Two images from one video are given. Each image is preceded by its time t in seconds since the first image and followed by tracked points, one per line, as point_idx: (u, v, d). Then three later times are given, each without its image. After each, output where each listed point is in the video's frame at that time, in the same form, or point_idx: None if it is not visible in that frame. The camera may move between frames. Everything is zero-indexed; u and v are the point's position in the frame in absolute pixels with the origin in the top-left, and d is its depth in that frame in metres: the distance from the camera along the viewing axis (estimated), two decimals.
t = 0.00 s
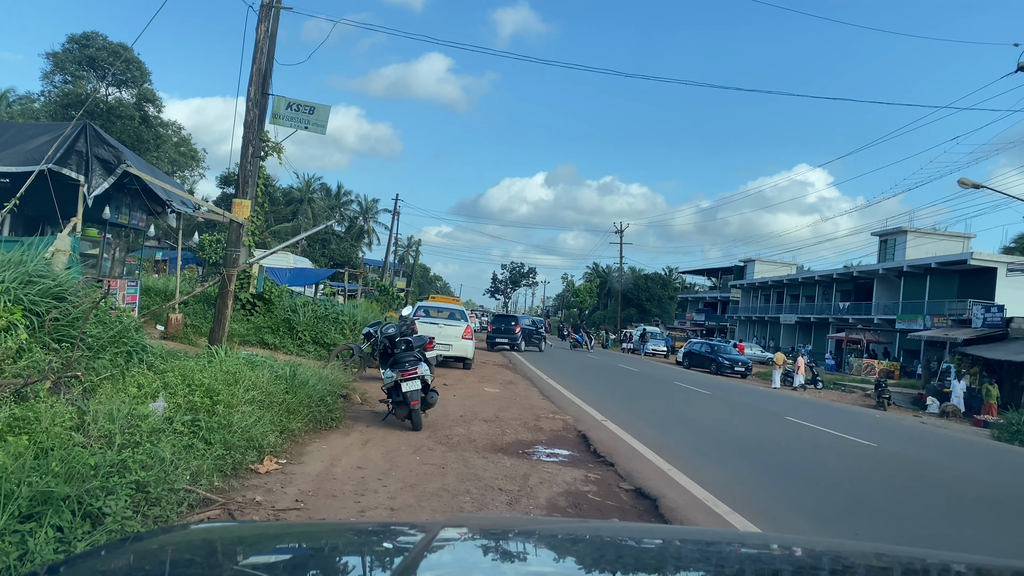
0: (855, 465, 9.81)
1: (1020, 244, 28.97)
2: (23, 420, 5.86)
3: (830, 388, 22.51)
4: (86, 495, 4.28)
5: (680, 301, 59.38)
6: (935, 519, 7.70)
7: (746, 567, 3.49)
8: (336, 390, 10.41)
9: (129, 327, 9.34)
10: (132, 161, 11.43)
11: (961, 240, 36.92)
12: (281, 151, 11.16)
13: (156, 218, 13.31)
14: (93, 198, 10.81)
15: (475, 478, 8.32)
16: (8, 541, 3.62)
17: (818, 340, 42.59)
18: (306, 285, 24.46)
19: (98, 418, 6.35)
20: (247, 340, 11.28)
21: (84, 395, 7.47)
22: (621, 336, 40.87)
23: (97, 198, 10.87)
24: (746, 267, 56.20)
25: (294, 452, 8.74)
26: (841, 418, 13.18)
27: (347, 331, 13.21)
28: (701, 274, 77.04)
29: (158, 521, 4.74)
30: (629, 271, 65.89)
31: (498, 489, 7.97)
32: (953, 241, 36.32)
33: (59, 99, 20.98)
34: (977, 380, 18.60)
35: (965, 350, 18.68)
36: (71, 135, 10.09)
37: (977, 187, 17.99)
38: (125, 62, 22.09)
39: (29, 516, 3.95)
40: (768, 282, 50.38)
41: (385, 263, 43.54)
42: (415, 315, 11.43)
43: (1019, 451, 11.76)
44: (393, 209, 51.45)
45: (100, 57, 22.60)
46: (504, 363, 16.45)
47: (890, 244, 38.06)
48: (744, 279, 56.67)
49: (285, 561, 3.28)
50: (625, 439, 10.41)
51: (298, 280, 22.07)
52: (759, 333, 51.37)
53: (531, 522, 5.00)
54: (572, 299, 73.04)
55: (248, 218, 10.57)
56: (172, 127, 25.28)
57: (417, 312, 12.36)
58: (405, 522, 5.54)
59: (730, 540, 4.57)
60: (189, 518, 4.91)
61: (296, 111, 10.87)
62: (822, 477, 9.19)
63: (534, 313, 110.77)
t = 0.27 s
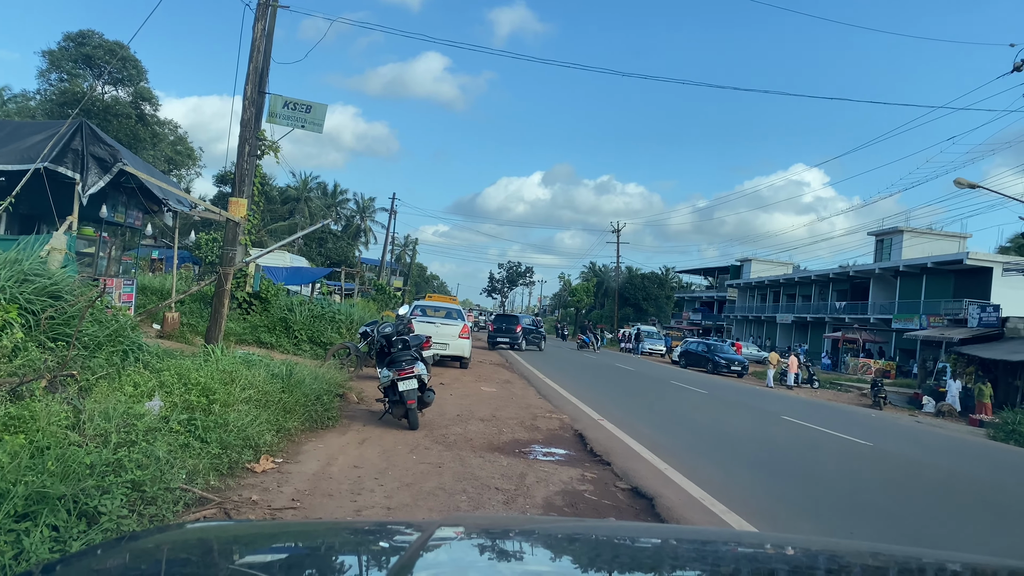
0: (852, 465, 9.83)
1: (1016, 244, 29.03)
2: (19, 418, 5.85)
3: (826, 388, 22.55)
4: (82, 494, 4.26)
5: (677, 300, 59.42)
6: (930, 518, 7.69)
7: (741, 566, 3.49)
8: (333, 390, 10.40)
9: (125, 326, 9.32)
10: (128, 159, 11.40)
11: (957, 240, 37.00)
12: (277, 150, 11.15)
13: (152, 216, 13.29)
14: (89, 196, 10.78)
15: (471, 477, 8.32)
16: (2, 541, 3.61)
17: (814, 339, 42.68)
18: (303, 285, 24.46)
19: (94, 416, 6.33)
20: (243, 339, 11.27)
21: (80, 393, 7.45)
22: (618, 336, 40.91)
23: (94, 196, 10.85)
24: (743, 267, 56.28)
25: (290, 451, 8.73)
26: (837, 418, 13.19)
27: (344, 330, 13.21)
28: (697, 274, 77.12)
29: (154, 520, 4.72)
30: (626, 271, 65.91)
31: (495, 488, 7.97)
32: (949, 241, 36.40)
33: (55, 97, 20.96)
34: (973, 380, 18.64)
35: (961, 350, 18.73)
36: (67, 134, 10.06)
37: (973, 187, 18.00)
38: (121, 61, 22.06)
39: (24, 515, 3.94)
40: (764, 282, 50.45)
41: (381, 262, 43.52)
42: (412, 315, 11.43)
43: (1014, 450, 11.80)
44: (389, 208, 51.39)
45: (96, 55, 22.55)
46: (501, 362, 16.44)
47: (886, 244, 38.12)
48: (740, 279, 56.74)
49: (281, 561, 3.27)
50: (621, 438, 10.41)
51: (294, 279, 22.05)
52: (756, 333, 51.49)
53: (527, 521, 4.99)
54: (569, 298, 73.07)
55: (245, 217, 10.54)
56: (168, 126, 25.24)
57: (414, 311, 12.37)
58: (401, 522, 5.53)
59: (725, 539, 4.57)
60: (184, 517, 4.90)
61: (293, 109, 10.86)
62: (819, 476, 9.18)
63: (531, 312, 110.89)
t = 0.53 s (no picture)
0: (849, 463, 9.85)
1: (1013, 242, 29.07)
2: (15, 417, 5.85)
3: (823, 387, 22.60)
4: (79, 493, 4.26)
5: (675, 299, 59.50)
6: (927, 516, 7.72)
7: (739, 563, 3.49)
8: (330, 388, 10.40)
9: (122, 324, 9.31)
10: (125, 158, 11.40)
11: (954, 239, 37.07)
12: (275, 148, 11.14)
13: (149, 215, 13.29)
14: (86, 195, 10.76)
15: (469, 476, 8.33)
16: None
17: (811, 338, 42.76)
18: (300, 284, 24.49)
19: (91, 415, 6.33)
20: (240, 338, 11.27)
21: (77, 392, 7.45)
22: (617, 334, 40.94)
23: (90, 195, 10.84)
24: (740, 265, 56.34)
25: (288, 450, 8.73)
26: (835, 417, 13.21)
27: (341, 329, 13.22)
28: (695, 273, 77.24)
29: (151, 519, 4.73)
30: (624, 270, 65.97)
31: (493, 486, 7.98)
32: (946, 240, 36.45)
33: (52, 96, 20.95)
34: (970, 379, 18.69)
35: (958, 349, 18.78)
36: (64, 132, 10.05)
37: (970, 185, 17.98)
38: (117, 60, 22.04)
39: (21, 514, 3.93)
40: (762, 281, 50.52)
41: (379, 262, 43.52)
42: (410, 314, 11.44)
43: (1010, 449, 11.84)
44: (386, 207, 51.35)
45: (94, 54, 22.55)
46: (498, 361, 16.44)
47: (883, 243, 38.17)
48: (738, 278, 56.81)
49: (279, 558, 3.28)
50: (619, 437, 10.43)
51: (292, 278, 22.08)
52: (753, 332, 51.56)
53: (525, 520, 4.99)
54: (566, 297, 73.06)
55: (242, 216, 10.53)
56: (165, 125, 25.21)
57: (411, 310, 12.38)
58: (399, 519, 5.54)
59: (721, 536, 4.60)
60: (181, 516, 4.89)
61: (290, 108, 10.85)
62: (815, 475, 9.21)
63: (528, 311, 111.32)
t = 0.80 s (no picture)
0: (848, 462, 9.86)
1: (1011, 241, 29.10)
2: (14, 415, 5.85)
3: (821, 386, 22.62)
4: (77, 491, 4.26)
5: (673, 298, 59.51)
6: (925, 514, 7.74)
7: (738, 560, 3.50)
8: (329, 387, 10.40)
9: (121, 323, 9.31)
10: (124, 157, 11.39)
11: (952, 238, 37.11)
12: (274, 147, 11.13)
13: (148, 214, 13.28)
14: (84, 193, 10.75)
15: (468, 474, 8.34)
16: None
17: (810, 337, 42.80)
18: (298, 282, 24.50)
19: (90, 413, 6.33)
20: (239, 337, 11.28)
21: (75, 391, 7.44)
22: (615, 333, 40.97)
23: (89, 193, 10.84)
24: (739, 264, 56.39)
25: (286, 449, 8.74)
26: (834, 416, 13.23)
27: (340, 328, 13.23)
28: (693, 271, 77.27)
29: (151, 517, 4.74)
30: (622, 269, 65.97)
31: (492, 485, 7.99)
32: (945, 239, 36.49)
33: (51, 94, 20.95)
34: (968, 377, 18.73)
35: (956, 348, 18.82)
36: (63, 130, 10.04)
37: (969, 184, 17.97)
38: (115, 58, 22.03)
39: (19, 512, 3.93)
40: (761, 280, 50.55)
41: (377, 261, 43.51)
42: (408, 313, 11.46)
43: (1008, 447, 11.87)
44: (385, 205, 51.29)
45: (92, 52, 22.53)
46: (497, 360, 16.45)
47: (882, 242, 38.21)
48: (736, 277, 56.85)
49: (279, 555, 3.28)
50: (618, 436, 10.43)
51: (290, 276, 22.09)
52: (751, 331, 51.62)
53: (524, 517, 5.00)
54: (565, 296, 73.03)
55: (241, 214, 10.53)
56: (163, 124, 25.19)
57: (410, 309, 12.39)
58: (398, 517, 5.55)
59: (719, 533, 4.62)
60: (180, 514, 4.90)
61: (289, 107, 10.85)
62: (813, 473, 9.24)
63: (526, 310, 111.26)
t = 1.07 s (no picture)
0: (847, 460, 9.87)
1: (1010, 241, 29.12)
2: (12, 413, 5.84)
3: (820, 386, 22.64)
4: (76, 489, 4.26)
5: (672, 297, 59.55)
6: (923, 513, 7.74)
7: (737, 557, 3.49)
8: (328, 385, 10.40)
9: (120, 321, 9.31)
10: (122, 155, 11.39)
11: (951, 237, 37.15)
12: (273, 145, 11.12)
13: (147, 212, 13.28)
14: (83, 191, 10.75)
15: (466, 472, 8.34)
16: None
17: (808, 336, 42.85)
18: (297, 281, 24.51)
19: (88, 411, 6.32)
20: (238, 335, 11.28)
21: (74, 389, 7.44)
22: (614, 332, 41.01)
23: (88, 192, 10.83)
24: (738, 263, 56.44)
25: (285, 447, 8.74)
26: (833, 414, 13.23)
27: (339, 326, 13.24)
28: (692, 270, 77.34)
29: (149, 515, 4.73)
30: (621, 268, 66.01)
31: (490, 483, 7.99)
32: (944, 238, 36.52)
33: (50, 93, 20.96)
34: (966, 376, 18.75)
35: (955, 347, 18.83)
36: (61, 129, 10.04)
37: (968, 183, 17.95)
38: (114, 56, 22.03)
39: (19, 510, 3.93)
40: (759, 279, 50.60)
41: (375, 259, 43.52)
42: (407, 311, 11.46)
43: (1006, 446, 11.88)
44: (384, 204, 51.31)
45: (90, 50, 22.52)
46: (496, 358, 16.46)
47: (880, 241, 38.24)
48: (735, 276, 56.91)
49: (277, 552, 3.28)
50: (617, 434, 10.42)
51: (289, 275, 22.10)
52: (750, 329, 51.67)
53: (522, 515, 5.00)
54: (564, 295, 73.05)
55: (240, 213, 10.52)
56: (162, 122, 25.20)
57: (409, 307, 12.39)
58: (396, 514, 5.55)
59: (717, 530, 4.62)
60: (178, 512, 4.89)
61: (288, 105, 10.84)
62: (810, 470, 9.27)
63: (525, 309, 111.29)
